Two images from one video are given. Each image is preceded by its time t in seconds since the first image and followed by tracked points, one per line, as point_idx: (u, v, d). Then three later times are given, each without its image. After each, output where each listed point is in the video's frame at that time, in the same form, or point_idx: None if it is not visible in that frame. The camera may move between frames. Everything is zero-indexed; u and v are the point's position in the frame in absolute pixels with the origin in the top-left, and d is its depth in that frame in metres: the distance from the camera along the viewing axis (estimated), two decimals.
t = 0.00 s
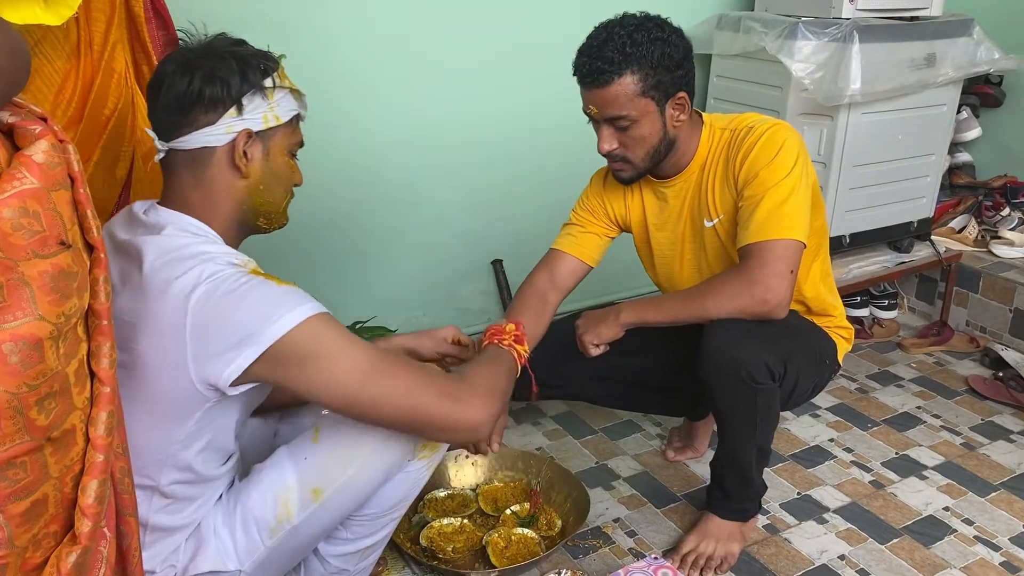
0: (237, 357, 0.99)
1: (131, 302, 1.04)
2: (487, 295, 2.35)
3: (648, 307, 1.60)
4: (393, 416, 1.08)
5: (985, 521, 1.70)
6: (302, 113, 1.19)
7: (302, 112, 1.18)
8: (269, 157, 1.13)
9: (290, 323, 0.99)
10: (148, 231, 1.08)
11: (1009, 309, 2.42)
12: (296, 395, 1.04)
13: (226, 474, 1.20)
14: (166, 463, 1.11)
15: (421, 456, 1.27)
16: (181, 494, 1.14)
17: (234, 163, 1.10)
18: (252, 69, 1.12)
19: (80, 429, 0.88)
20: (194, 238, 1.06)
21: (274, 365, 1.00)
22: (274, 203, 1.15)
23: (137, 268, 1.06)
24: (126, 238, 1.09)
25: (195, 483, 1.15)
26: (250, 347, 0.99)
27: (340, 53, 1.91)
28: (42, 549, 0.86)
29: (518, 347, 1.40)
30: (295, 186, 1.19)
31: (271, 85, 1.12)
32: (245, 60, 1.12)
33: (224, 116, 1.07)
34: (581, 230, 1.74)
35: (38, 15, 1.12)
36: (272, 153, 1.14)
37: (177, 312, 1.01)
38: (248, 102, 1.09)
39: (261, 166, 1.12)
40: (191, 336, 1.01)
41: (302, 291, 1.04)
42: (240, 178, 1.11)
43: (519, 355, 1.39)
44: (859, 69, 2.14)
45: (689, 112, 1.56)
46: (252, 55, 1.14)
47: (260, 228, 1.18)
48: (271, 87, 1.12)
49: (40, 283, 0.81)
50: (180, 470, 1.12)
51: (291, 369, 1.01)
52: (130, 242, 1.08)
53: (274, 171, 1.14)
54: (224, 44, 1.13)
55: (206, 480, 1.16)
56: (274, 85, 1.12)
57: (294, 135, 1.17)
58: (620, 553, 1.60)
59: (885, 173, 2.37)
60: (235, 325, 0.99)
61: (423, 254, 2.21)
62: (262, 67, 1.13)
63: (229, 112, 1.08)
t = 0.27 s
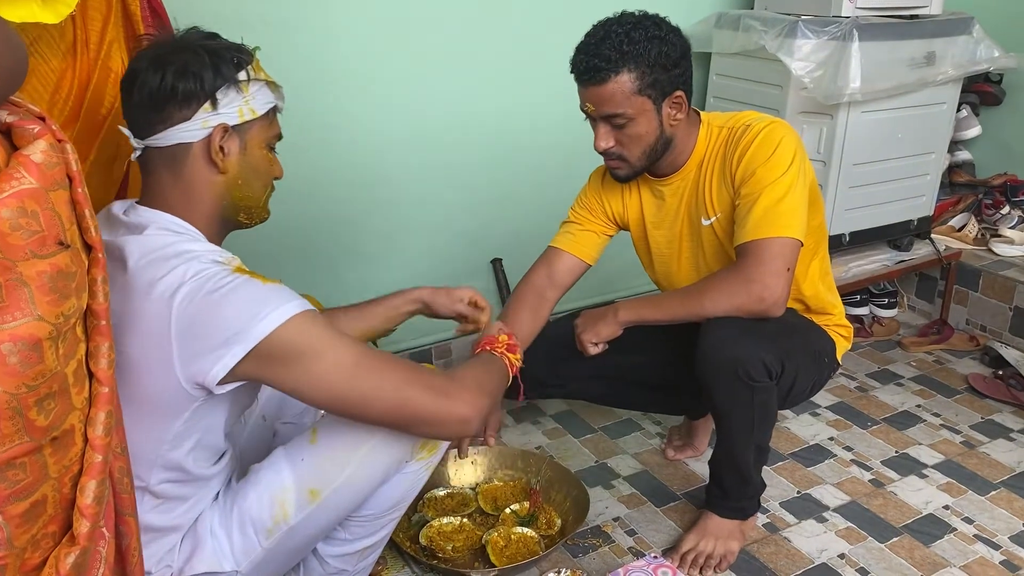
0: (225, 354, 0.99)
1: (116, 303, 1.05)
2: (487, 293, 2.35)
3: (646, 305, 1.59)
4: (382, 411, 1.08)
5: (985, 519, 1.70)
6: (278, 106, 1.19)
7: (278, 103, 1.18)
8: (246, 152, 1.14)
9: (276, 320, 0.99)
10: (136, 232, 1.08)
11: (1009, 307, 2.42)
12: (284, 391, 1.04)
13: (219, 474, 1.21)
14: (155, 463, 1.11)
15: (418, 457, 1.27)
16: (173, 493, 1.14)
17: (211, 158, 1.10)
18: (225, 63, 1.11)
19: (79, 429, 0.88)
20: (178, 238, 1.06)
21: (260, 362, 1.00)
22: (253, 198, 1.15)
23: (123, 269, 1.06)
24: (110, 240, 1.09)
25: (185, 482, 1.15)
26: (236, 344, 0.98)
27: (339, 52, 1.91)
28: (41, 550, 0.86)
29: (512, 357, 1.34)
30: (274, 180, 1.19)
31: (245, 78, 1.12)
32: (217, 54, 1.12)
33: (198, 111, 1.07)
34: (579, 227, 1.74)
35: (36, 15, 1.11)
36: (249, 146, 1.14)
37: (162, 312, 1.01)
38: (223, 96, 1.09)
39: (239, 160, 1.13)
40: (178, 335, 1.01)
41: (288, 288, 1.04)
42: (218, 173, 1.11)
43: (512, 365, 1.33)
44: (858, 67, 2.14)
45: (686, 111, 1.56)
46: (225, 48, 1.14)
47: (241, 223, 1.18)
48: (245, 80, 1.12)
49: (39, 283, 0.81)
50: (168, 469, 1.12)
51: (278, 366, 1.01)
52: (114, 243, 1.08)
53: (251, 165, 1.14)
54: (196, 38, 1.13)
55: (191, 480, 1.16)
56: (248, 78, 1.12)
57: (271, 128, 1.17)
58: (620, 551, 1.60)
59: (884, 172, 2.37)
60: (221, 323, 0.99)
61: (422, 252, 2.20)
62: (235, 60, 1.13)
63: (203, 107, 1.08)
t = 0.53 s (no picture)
0: (224, 352, 0.99)
1: (115, 301, 1.04)
2: (487, 292, 2.35)
3: (647, 304, 1.59)
4: (382, 410, 1.08)
5: (985, 518, 1.70)
6: (270, 101, 1.18)
7: (270, 99, 1.18)
8: (240, 149, 1.13)
9: (275, 318, 0.99)
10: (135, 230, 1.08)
11: (1009, 306, 2.42)
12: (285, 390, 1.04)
13: (219, 473, 1.20)
14: (154, 462, 1.10)
15: (418, 455, 1.27)
16: (174, 493, 1.14)
17: (204, 158, 1.10)
18: (215, 61, 1.11)
19: (80, 427, 0.88)
20: (176, 236, 1.06)
21: (260, 359, 1.00)
22: (249, 195, 1.15)
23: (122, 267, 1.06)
24: (108, 238, 1.09)
25: (186, 482, 1.15)
26: (235, 342, 0.98)
27: (338, 50, 1.91)
28: (42, 548, 0.86)
29: (520, 357, 1.37)
30: (270, 176, 1.19)
31: (235, 76, 1.11)
32: (206, 52, 1.11)
33: (189, 111, 1.07)
34: (581, 223, 1.74)
35: (37, 13, 1.11)
36: (243, 143, 1.14)
37: (162, 309, 1.01)
38: (213, 96, 1.09)
39: (233, 158, 1.12)
40: (178, 333, 1.01)
41: (288, 285, 1.04)
42: (212, 173, 1.11)
43: (518, 364, 1.37)
44: (858, 65, 2.13)
45: (688, 107, 1.56)
46: (214, 45, 1.13)
47: (239, 220, 1.18)
48: (235, 77, 1.11)
49: (40, 281, 0.81)
50: (168, 468, 1.12)
51: (277, 364, 1.00)
52: (112, 242, 1.08)
53: (245, 162, 1.14)
54: (185, 37, 1.12)
55: (194, 479, 1.16)
56: (238, 75, 1.12)
57: (265, 124, 1.16)
58: (620, 550, 1.60)
59: (885, 170, 2.37)
60: (220, 321, 0.98)
61: (421, 251, 2.20)
62: (225, 58, 1.12)
63: (195, 107, 1.07)
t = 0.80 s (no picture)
0: (224, 352, 0.99)
1: (115, 301, 1.04)
2: (487, 291, 2.35)
3: (648, 303, 1.59)
4: (381, 411, 1.08)
5: (985, 516, 1.70)
6: (268, 99, 1.18)
7: (268, 97, 1.17)
8: (239, 148, 1.13)
9: (274, 318, 0.99)
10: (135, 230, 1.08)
11: (1009, 304, 2.42)
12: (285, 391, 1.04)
13: (219, 473, 1.20)
14: (154, 461, 1.10)
15: (419, 454, 1.27)
16: (175, 492, 1.14)
17: (203, 158, 1.10)
18: (213, 60, 1.10)
19: (81, 426, 0.88)
20: (176, 236, 1.06)
21: (261, 359, 1.00)
22: (248, 194, 1.15)
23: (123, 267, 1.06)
24: (108, 238, 1.09)
25: (186, 482, 1.15)
26: (235, 343, 0.98)
27: (338, 49, 1.91)
28: (43, 546, 0.86)
29: (523, 355, 1.37)
30: (270, 174, 1.19)
31: (233, 75, 1.11)
32: (204, 51, 1.11)
33: (187, 111, 1.07)
34: (583, 221, 1.74)
35: (37, 12, 1.11)
36: (242, 142, 1.13)
37: (162, 309, 1.01)
38: (211, 95, 1.09)
39: (232, 157, 1.12)
40: (178, 333, 1.01)
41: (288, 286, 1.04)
42: (212, 172, 1.11)
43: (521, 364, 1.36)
44: (858, 64, 2.13)
45: (688, 105, 1.55)
46: (211, 44, 1.13)
47: (239, 219, 1.18)
48: (233, 76, 1.11)
49: (43, 280, 0.81)
50: (169, 468, 1.12)
51: (278, 364, 1.01)
52: (112, 242, 1.08)
53: (244, 161, 1.14)
54: (183, 36, 1.12)
55: (195, 478, 1.16)
56: (236, 74, 1.11)
57: (263, 122, 1.16)
58: (620, 549, 1.60)
59: (885, 168, 2.37)
60: (219, 321, 0.98)
61: (421, 250, 2.20)
62: (222, 57, 1.12)
63: (192, 107, 1.07)
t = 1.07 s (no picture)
0: (226, 356, 0.99)
1: (116, 303, 1.04)
2: (487, 290, 2.35)
3: (649, 302, 1.59)
4: (381, 416, 1.08)
5: (985, 515, 1.70)
6: (269, 98, 1.18)
7: (269, 95, 1.17)
8: (240, 148, 1.13)
9: (277, 322, 0.99)
10: (137, 231, 1.08)
11: (1009, 304, 2.42)
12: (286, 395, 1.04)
13: (220, 474, 1.20)
14: (155, 463, 1.10)
15: (420, 454, 1.27)
16: (176, 492, 1.14)
17: (203, 158, 1.10)
18: (213, 60, 1.10)
19: (84, 425, 0.88)
20: (178, 237, 1.06)
21: (263, 359, 1.00)
22: (249, 194, 1.15)
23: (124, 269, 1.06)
24: (110, 239, 1.09)
25: (187, 483, 1.15)
26: (238, 346, 0.98)
27: (339, 48, 1.91)
28: (45, 546, 0.86)
29: (525, 356, 1.36)
30: (272, 173, 1.19)
31: (233, 74, 1.11)
32: (204, 51, 1.10)
33: (187, 111, 1.07)
34: (584, 220, 1.75)
35: (37, 12, 1.11)
36: (243, 142, 1.13)
37: (164, 312, 1.01)
38: (210, 95, 1.09)
39: (233, 157, 1.12)
40: (179, 336, 1.01)
41: (290, 290, 1.04)
42: (212, 172, 1.11)
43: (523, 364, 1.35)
44: (859, 63, 2.13)
45: (688, 103, 1.55)
46: (211, 44, 1.12)
47: (240, 218, 1.18)
48: (233, 76, 1.11)
49: (45, 280, 0.81)
50: (171, 469, 1.12)
51: (278, 367, 1.00)
52: (113, 243, 1.08)
53: (244, 161, 1.14)
54: (184, 36, 1.12)
55: (197, 480, 1.16)
56: (236, 74, 1.11)
57: (264, 121, 1.16)
58: (621, 548, 1.60)
59: (885, 168, 2.37)
60: (222, 325, 0.98)
61: (422, 249, 2.20)
62: (222, 57, 1.12)
63: (191, 107, 1.07)
